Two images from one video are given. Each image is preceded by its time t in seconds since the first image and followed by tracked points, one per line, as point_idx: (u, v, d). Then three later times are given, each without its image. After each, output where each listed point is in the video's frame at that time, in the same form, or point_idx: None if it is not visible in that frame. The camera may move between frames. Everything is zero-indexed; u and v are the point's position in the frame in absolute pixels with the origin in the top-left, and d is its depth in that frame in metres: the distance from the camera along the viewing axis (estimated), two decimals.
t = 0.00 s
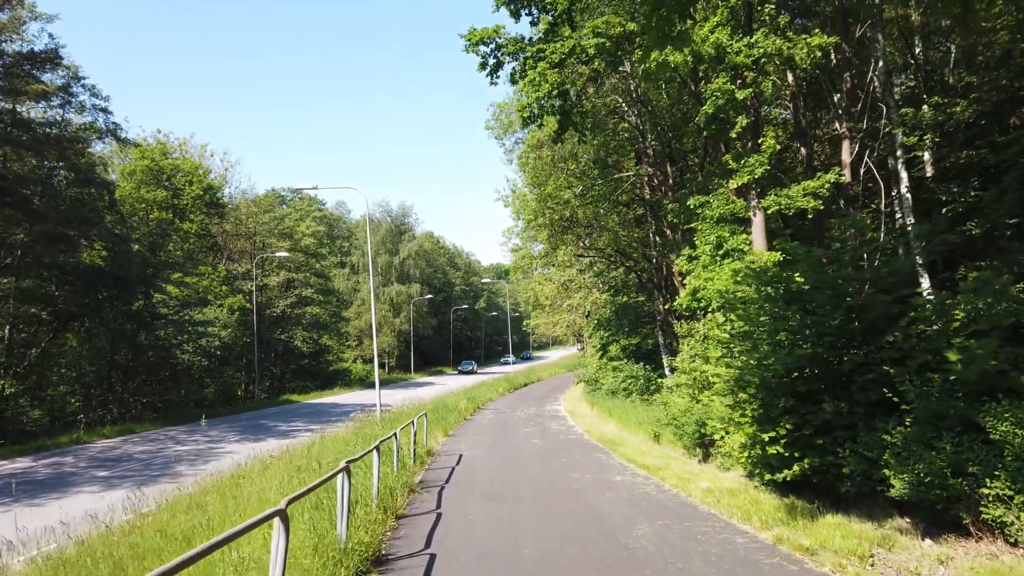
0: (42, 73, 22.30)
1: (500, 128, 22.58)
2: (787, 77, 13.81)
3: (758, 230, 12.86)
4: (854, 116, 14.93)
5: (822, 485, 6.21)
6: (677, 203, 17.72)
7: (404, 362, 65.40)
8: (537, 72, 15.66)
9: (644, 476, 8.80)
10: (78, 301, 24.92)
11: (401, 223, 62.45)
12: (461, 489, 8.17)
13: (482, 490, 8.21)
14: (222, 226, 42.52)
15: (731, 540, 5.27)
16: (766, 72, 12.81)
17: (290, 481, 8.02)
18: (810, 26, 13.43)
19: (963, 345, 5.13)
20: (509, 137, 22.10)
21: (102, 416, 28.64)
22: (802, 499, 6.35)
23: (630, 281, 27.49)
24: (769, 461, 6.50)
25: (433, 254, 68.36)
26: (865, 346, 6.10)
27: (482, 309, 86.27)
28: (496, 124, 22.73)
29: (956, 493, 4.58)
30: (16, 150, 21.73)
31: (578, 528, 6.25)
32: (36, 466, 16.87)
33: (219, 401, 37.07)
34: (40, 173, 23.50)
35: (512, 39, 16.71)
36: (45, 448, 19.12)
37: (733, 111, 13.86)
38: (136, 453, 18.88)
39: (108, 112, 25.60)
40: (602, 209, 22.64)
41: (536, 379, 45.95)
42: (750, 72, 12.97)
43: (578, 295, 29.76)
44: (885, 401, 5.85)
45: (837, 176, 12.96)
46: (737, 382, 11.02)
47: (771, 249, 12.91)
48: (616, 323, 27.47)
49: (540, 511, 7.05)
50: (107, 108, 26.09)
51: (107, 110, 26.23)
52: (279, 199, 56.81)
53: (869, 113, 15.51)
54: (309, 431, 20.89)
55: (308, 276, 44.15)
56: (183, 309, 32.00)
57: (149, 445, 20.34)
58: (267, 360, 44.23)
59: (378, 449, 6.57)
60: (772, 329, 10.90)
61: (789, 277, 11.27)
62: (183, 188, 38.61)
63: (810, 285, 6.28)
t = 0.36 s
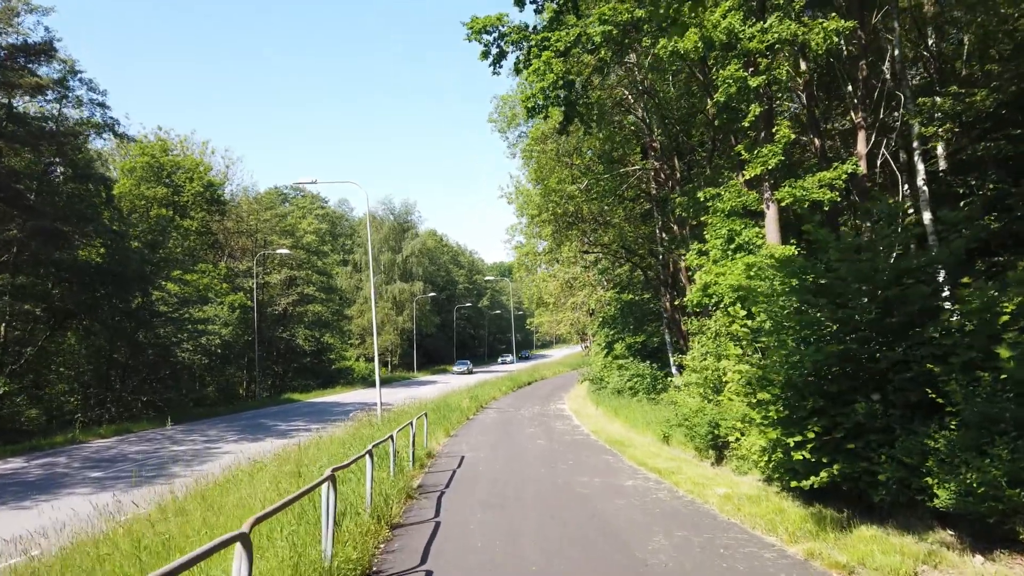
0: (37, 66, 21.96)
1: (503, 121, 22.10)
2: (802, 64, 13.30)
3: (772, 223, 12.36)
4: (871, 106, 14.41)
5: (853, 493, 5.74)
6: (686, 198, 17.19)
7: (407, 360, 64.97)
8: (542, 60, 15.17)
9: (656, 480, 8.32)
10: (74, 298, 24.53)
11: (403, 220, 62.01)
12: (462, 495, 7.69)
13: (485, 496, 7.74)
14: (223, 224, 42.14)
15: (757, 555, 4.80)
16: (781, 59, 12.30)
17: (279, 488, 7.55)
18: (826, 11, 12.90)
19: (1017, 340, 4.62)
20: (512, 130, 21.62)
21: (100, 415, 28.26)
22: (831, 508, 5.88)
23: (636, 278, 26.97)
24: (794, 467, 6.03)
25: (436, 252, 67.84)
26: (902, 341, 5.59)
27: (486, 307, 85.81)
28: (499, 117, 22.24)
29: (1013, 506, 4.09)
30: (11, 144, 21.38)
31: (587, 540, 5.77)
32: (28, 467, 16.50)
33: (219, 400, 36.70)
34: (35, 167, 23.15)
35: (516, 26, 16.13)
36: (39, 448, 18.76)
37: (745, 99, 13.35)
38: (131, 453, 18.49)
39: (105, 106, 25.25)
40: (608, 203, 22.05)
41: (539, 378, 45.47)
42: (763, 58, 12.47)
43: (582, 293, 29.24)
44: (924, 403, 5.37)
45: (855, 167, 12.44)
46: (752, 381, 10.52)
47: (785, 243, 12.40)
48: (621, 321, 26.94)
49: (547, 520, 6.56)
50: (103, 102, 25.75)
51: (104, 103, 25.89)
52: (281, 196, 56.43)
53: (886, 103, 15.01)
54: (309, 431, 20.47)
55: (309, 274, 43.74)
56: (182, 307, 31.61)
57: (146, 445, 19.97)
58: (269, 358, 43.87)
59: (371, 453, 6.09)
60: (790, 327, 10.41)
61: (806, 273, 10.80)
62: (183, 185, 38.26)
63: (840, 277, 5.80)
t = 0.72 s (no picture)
0: (33, 58, 21.66)
1: (505, 115, 21.71)
2: (815, 53, 12.87)
3: (785, 216, 11.94)
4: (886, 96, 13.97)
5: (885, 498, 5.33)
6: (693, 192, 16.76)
7: (410, 359, 64.64)
8: (547, 49, 14.75)
9: (668, 483, 7.91)
10: (72, 295, 24.24)
11: (406, 218, 61.64)
12: (464, 497, 7.30)
13: (487, 498, 7.34)
14: (224, 221, 41.85)
15: (784, 567, 4.40)
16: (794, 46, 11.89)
17: (271, 492, 7.18)
18: None
19: None
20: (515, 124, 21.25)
21: (98, 414, 28.46)
22: (859, 515, 5.47)
23: (641, 275, 26.54)
24: (820, 470, 5.62)
25: (439, 250, 67.47)
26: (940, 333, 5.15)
27: (489, 306, 85.51)
28: (502, 111, 21.86)
29: None
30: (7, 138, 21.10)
31: (597, 548, 5.37)
32: (22, 466, 16.21)
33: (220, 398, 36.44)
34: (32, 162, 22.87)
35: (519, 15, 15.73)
36: (34, 447, 18.48)
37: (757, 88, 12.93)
38: (128, 453, 18.16)
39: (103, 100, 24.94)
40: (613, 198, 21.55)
41: (543, 377, 45.06)
42: (776, 45, 12.04)
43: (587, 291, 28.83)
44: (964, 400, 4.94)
45: (871, 158, 12.00)
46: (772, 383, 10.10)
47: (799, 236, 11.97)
48: (626, 319, 26.51)
49: (553, 526, 6.16)
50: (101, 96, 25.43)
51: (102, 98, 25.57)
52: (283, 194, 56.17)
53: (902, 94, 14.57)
54: (309, 430, 20.13)
55: (310, 272, 43.41)
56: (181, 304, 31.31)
57: (143, 444, 19.66)
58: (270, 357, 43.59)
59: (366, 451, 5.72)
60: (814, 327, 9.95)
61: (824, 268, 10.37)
62: (183, 182, 38.00)
63: (871, 265, 5.39)
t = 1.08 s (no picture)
0: (20, 47, 21.18)
1: (504, 106, 21.24)
2: (825, 36, 12.39)
3: (794, 205, 11.49)
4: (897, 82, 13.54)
5: (920, 505, 4.87)
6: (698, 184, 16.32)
7: (408, 356, 64.22)
8: (548, 35, 14.24)
9: (677, 485, 7.46)
10: (61, 291, 23.75)
11: (404, 214, 61.12)
12: (460, 501, 6.84)
13: (485, 501, 6.87)
14: (220, 216, 41.37)
15: None
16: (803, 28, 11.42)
17: (252, 496, 6.73)
18: None
19: None
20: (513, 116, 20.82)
21: (90, 411, 28.43)
22: (889, 523, 5.02)
23: (643, 270, 26.07)
24: (846, 475, 5.16)
25: (438, 247, 66.92)
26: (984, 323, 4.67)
27: (488, 302, 85.15)
28: (500, 102, 21.39)
29: None
30: None
31: (603, 559, 4.92)
32: (7, 465, 15.76)
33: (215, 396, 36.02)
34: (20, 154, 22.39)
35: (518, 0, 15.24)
36: (21, 446, 18.04)
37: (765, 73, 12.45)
38: (116, 451, 17.69)
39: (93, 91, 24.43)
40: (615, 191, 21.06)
41: (542, 374, 44.61)
42: (784, 27, 11.57)
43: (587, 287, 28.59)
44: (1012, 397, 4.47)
45: (884, 145, 11.52)
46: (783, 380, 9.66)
47: (809, 226, 11.51)
48: (627, 315, 26.04)
49: (554, 533, 5.70)
50: (92, 88, 24.91)
51: (93, 89, 25.05)
52: (281, 189, 55.71)
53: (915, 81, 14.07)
54: (303, 428, 19.68)
55: (307, 268, 42.91)
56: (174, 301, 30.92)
57: (134, 442, 19.21)
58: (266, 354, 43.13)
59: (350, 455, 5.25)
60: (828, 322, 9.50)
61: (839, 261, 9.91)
62: (178, 176, 37.56)
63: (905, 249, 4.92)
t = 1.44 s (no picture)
0: (11, 41, 20.76)
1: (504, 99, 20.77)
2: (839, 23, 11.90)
3: (807, 197, 11.03)
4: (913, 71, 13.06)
5: (968, 522, 4.42)
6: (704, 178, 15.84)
7: (408, 355, 63.77)
8: (551, 23, 13.76)
9: (691, 494, 7.00)
10: (55, 289, 23.36)
11: (405, 213, 60.69)
12: (461, 511, 6.38)
13: (486, 511, 6.41)
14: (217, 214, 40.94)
15: None
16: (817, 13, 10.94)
17: (235, 506, 6.25)
18: None
19: None
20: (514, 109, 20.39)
21: (84, 412, 28.03)
22: (934, 540, 4.56)
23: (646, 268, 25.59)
24: (885, 487, 4.70)
25: (438, 246, 66.45)
26: None
27: (488, 301, 84.72)
28: (501, 95, 20.92)
29: None
30: None
31: None
32: None
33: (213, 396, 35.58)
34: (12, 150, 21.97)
35: None
36: (11, 447, 17.60)
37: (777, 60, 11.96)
38: (108, 453, 17.24)
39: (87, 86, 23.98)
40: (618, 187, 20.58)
41: (544, 373, 44.14)
42: (798, 12, 11.09)
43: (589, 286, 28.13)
44: None
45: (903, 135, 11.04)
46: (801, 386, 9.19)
47: (823, 219, 11.05)
48: (631, 313, 25.55)
49: (563, 548, 5.24)
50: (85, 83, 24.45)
51: (87, 84, 24.60)
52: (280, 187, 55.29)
53: (931, 71, 13.56)
54: (299, 429, 19.22)
55: (306, 266, 42.48)
56: (170, 299, 30.66)
57: (126, 444, 18.75)
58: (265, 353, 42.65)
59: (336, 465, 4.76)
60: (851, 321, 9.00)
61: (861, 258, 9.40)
62: (175, 174, 37.19)
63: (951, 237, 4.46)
